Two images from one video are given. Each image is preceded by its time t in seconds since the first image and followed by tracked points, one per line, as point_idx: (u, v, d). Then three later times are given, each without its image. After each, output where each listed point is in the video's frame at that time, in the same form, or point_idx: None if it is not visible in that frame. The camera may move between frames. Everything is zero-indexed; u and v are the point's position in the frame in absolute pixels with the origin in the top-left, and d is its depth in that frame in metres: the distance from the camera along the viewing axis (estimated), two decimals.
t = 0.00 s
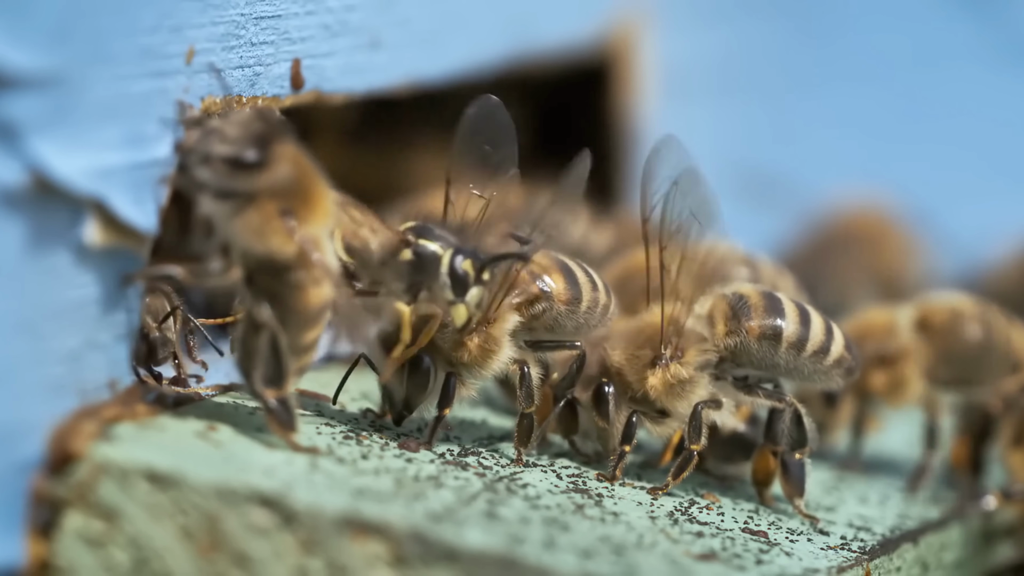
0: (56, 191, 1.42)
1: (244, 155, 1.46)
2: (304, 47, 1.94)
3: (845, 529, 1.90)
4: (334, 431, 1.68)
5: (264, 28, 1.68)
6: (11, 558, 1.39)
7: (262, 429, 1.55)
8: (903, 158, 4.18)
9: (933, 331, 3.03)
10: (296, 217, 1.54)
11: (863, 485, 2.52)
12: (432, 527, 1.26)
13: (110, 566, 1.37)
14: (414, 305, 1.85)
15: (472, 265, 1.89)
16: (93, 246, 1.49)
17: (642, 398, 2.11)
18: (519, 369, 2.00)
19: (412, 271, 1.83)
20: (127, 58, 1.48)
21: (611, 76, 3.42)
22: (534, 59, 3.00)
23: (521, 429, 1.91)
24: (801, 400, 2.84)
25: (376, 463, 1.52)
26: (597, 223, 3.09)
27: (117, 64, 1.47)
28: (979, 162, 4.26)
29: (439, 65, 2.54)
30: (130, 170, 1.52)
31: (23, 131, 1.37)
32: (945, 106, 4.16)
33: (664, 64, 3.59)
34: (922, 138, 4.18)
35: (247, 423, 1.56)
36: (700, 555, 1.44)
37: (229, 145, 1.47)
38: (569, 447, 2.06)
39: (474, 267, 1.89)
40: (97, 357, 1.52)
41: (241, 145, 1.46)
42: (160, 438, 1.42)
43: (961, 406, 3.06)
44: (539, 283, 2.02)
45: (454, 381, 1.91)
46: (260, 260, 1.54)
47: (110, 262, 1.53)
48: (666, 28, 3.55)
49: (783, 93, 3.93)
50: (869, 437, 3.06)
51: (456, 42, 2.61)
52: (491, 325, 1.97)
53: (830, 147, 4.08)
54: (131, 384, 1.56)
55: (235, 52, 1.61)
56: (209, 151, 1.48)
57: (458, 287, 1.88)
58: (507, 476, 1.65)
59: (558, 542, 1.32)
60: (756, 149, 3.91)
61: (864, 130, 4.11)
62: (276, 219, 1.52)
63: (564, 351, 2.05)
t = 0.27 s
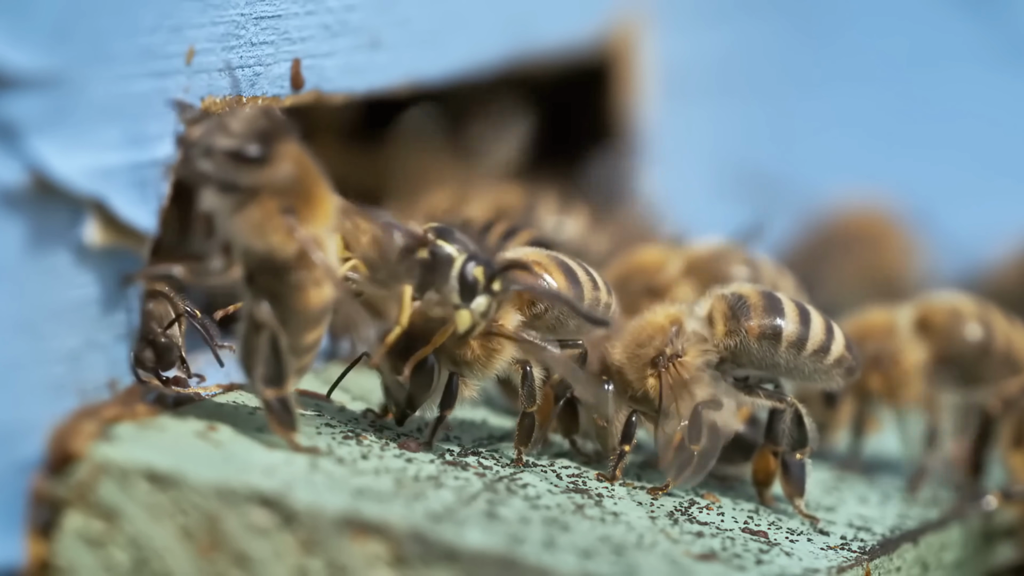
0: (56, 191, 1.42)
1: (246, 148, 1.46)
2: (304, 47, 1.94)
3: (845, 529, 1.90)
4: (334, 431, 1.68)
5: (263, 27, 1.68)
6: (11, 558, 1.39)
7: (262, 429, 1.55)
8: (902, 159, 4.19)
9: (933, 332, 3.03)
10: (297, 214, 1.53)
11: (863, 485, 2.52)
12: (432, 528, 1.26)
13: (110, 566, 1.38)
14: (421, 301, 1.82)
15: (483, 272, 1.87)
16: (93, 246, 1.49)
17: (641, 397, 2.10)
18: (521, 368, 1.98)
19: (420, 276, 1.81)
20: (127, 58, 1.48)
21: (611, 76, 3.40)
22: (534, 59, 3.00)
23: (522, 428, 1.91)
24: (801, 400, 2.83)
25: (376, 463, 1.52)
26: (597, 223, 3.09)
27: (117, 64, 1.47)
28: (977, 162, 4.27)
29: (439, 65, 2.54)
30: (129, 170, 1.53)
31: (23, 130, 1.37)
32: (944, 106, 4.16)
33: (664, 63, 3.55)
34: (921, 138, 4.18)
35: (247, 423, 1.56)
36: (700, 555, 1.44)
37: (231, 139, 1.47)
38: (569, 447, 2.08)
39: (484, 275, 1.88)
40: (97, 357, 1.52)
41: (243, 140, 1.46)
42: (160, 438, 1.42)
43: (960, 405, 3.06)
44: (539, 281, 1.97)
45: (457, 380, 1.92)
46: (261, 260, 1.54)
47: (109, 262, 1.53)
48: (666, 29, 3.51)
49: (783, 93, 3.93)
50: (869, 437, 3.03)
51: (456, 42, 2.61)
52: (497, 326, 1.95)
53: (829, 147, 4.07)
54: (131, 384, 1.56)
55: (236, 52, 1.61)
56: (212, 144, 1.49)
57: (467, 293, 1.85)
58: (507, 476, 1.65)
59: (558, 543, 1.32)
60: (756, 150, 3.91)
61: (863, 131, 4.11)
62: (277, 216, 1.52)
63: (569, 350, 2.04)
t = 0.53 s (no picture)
0: (56, 191, 1.42)
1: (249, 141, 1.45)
2: (304, 47, 1.94)
3: (845, 529, 1.90)
4: (334, 431, 1.68)
5: (263, 27, 1.68)
6: (11, 557, 1.39)
7: (262, 429, 1.55)
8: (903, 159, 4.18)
9: (933, 331, 3.03)
10: (298, 211, 1.54)
11: (863, 485, 2.52)
12: (432, 528, 1.26)
13: (110, 566, 1.38)
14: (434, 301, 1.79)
15: (497, 286, 1.80)
16: (93, 246, 1.48)
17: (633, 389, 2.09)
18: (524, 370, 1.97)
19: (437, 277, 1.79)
20: (126, 58, 1.48)
21: (611, 76, 3.41)
22: (534, 59, 3.00)
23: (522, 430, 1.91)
24: (801, 400, 2.83)
25: (376, 463, 1.52)
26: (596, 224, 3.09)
27: (117, 64, 1.47)
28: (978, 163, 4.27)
29: (439, 65, 2.54)
30: (130, 170, 1.53)
31: (24, 130, 1.37)
32: (944, 106, 4.16)
33: (664, 63, 3.57)
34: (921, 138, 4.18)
35: (246, 423, 1.56)
36: (700, 555, 1.44)
37: (234, 131, 1.47)
38: (569, 448, 2.08)
39: (499, 289, 1.81)
40: (97, 357, 1.52)
41: (247, 131, 1.45)
42: (160, 438, 1.42)
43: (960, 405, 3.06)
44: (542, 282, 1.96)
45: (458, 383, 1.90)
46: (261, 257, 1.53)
47: (110, 263, 1.53)
48: (666, 29, 3.54)
49: (783, 93, 3.93)
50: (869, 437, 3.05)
51: (456, 43, 2.61)
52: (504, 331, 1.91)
53: (829, 147, 4.07)
54: (131, 385, 1.56)
55: (235, 52, 1.61)
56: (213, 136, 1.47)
57: (473, 302, 1.80)
58: (507, 476, 1.65)
59: (558, 542, 1.32)
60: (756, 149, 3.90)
61: (863, 130, 4.11)
62: (277, 213, 1.52)
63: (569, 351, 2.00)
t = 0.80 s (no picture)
0: (56, 191, 1.41)
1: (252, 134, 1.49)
2: (304, 47, 1.94)
3: (845, 529, 1.90)
4: (334, 431, 1.68)
5: (263, 27, 1.67)
6: (11, 557, 1.39)
7: (262, 429, 1.55)
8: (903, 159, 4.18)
9: (933, 331, 3.03)
10: (299, 208, 1.54)
11: (863, 485, 2.52)
12: (432, 528, 1.26)
13: (110, 566, 1.38)
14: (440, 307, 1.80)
15: (510, 307, 1.79)
16: (93, 246, 1.48)
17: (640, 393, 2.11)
18: (523, 370, 1.96)
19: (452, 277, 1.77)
20: (126, 59, 1.48)
21: (613, 73, 3.39)
22: (534, 59, 3.00)
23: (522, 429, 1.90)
24: (801, 400, 2.83)
25: (376, 463, 1.52)
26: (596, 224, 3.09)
27: (117, 64, 1.47)
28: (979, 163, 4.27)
29: (439, 65, 2.53)
30: (130, 170, 1.53)
31: (23, 131, 1.37)
32: (944, 106, 4.16)
33: (664, 64, 3.59)
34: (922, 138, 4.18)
35: (246, 423, 1.56)
36: (700, 555, 1.44)
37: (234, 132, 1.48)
38: (569, 447, 2.07)
39: (511, 310, 1.80)
40: (97, 358, 1.51)
41: (250, 125, 1.49)
42: (160, 438, 1.42)
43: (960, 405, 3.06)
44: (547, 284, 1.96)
45: (459, 384, 1.90)
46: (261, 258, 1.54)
47: (110, 263, 1.52)
48: (666, 28, 3.56)
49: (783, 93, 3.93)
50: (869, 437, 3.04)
51: (456, 42, 2.61)
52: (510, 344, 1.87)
53: (827, 148, 4.07)
54: (131, 385, 1.56)
55: (235, 52, 1.62)
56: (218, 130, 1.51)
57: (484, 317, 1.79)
58: (507, 476, 1.65)
59: (558, 543, 1.32)
60: (756, 149, 3.92)
61: (866, 130, 4.08)
62: (278, 209, 1.53)
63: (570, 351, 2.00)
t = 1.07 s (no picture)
0: (56, 191, 1.41)
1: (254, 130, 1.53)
2: (304, 47, 1.94)
3: (845, 529, 1.90)
4: (334, 430, 1.68)
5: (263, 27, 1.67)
6: (11, 558, 1.39)
7: (262, 429, 1.55)
8: (903, 158, 4.18)
9: (933, 331, 3.02)
10: (299, 206, 1.57)
11: (863, 485, 2.52)
12: (431, 528, 1.26)
13: (110, 566, 1.38)
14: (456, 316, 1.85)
15: (524, 328, 1.81)
16: (93, 246, 1.47)
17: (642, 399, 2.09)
18: (524, 372, 1.88)
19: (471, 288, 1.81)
20: (127, 58, 1.48)
21: (612, 75, 3.40)
22: (534, 59, 3.00)
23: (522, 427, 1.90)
24: (801, 400, 2.83)
25: (376, 462, 1.52)
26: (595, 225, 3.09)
27: (117, 64, 1.47)
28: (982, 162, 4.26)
29: (439, 65, 2.54)
30: (130, 170, 1.52)
31: (23, 130, 1.37)
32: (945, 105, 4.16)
33: (663, 65, 3.57)
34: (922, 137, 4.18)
35: (246, 424, 1.56)
36: (700, 555, 1.44)
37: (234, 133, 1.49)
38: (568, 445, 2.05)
39: (526, 331, 1.82)
40: (97, 358, 1.51)
41: (255, 120, 1.53)
42: (160, 438, 1.41)
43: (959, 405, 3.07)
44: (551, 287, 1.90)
45: (459, 384, 1.90)
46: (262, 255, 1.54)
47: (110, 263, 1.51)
48: (666, 27, 3.54)
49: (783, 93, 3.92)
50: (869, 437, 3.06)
51: (456, 42, 2.61)
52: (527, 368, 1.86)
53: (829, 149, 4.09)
54: (131, 385, 1.56)
55: (236, 51, 1.65)
56: (222, 123, 1.54)
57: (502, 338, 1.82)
58: (506, 476, 1.65)
59: (558, 542, 1.32)
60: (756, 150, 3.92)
61: (865, 131, 4.11)
62: (278, 206, 1.55)
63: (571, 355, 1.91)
